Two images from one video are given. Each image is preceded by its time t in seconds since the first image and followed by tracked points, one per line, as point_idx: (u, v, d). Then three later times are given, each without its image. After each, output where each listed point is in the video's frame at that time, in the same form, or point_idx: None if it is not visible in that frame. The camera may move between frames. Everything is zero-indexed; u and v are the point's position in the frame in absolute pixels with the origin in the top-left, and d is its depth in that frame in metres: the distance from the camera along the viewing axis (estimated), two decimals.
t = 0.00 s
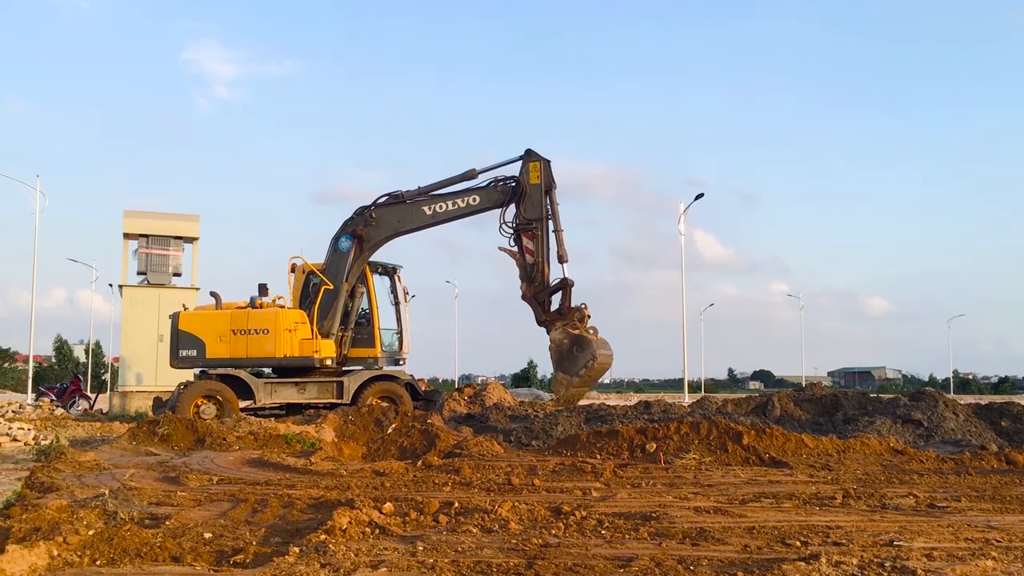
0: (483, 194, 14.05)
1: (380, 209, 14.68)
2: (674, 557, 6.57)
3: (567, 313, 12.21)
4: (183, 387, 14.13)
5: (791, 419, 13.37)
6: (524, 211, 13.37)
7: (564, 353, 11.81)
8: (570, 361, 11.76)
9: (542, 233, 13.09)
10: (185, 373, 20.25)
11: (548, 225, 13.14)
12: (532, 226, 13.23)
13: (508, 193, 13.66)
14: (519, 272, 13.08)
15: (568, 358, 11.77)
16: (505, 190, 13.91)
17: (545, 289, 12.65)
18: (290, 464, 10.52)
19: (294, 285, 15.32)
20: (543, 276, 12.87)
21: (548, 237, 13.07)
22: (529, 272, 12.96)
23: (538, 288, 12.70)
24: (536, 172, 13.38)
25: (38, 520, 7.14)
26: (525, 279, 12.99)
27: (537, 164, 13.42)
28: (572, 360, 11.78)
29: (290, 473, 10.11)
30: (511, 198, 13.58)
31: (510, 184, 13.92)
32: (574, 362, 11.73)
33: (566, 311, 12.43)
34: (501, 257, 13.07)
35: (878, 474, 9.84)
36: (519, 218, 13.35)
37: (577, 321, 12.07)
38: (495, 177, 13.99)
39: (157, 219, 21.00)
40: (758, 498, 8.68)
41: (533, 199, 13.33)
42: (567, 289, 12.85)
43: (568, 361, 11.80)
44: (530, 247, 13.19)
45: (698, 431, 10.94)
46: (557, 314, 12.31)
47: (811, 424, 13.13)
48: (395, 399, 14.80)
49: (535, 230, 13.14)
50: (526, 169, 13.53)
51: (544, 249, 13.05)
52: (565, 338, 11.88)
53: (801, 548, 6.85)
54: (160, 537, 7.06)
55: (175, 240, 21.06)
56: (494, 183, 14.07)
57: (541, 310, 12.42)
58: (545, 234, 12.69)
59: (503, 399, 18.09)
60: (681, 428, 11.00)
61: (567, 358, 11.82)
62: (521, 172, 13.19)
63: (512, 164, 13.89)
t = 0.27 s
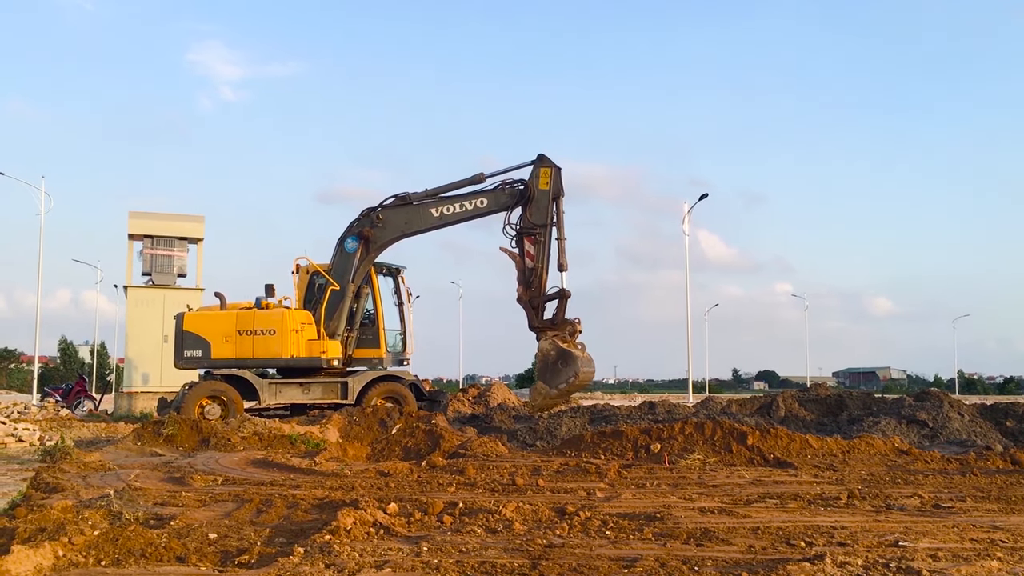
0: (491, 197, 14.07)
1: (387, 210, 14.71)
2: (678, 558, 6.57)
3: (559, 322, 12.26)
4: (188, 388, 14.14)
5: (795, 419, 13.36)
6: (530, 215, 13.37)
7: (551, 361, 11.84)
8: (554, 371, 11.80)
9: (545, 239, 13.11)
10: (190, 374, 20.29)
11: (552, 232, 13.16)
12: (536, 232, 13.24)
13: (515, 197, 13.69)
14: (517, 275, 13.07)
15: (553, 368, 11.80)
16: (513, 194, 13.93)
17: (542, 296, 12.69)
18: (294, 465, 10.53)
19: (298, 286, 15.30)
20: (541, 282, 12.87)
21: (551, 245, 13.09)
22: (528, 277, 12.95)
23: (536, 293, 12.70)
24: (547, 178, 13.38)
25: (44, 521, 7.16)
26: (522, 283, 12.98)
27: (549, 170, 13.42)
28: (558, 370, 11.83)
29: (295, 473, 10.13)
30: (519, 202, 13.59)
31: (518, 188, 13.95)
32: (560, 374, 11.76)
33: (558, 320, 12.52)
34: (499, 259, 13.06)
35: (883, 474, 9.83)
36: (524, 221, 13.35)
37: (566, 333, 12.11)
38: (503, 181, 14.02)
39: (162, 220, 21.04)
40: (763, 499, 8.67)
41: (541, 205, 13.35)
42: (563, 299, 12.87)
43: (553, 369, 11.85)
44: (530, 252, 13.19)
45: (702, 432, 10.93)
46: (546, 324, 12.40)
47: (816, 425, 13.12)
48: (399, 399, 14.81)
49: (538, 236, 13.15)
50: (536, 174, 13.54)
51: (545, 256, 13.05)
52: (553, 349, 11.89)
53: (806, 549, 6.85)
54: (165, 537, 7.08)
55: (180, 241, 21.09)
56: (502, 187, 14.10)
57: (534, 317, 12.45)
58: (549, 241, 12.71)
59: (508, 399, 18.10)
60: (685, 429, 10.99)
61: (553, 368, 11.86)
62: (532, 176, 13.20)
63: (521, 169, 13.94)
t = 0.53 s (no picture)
0: (498, 201, 14.17)
1: (393, 212, 14.74)
2: (681, 558, 6.56)
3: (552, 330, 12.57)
4: (190, 387, 14.15)
5: (798, 419, 13.35)
6: (535, 220, 13.45)
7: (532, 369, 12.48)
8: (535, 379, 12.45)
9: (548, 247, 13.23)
10: (193, 373, 20.31)
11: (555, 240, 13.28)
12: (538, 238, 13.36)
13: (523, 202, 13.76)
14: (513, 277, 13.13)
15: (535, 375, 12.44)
16: (521, 199, 14.02)
17: (536, 302, 12.83)
18: (297, 464, 10.53)
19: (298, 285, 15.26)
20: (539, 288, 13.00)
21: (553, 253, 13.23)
22: (526, 282, 13.07)
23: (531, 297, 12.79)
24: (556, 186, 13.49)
25: (46, 520, 7.16)
26: (520, 287, 13.09)
27: (559, 178, 13.50)
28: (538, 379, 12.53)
29: (297, 473, 10.13)
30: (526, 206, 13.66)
31: (526, 194, 14.03)
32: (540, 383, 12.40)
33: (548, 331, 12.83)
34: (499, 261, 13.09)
35: (886, 475, 9.82)
36: (529, 225, 13.43)
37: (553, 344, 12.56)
38: (511, 186, 14.14)
39: (165, 219, 21.05)
40: (766, 499, 8.66)
41: (546, 212, 13.46)
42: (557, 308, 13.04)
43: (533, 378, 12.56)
44: (531, 257, 13.29)
45: (705, 432, 10.93)
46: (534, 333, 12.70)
47: (818, 425, 13.12)
48: (402, 399, 14.81)
49: (541, 242, 13.24)
50: (547, 180, 13.63)
51: (545, 263, 13.18)
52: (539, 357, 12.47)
53: (808, 549, 6.84)
54: (168, 536, 7.08)
55: (183, 240, 21.11)
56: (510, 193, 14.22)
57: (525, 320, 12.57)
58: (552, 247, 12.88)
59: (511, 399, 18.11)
60: (688, 429, 10.98)
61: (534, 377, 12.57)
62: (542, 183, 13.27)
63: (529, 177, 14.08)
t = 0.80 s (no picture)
0: (507, 209, 14.49)
1: (401, 214, 14.85)
2: (682, 558, 6.56)
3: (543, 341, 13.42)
4: (192, 386, 14.16)
5: (799, 419, 13.35)
6: (542, 230, 14.05)
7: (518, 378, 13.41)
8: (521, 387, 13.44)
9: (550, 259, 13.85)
10: (194, 372, 20.32)
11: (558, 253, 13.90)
12: (543, 249, 13.99)
13: (533, 211, 14.21)
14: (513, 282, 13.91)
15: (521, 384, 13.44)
16: (531, 209, 14.39)
17: (532, 309, 13.66)
18: (298, 463, 10.54)
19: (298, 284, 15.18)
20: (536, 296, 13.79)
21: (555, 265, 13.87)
22: (525, 289, 13.87)
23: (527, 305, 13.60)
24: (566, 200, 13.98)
25: (48, 518, 7.17)
26: (519, 293, 13.92)
27: (572, 192, 13.95)
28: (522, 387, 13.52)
29: (299, 472, 10.14)
30: (536, 216, 14.17)
31: (535, 204, 14.44)
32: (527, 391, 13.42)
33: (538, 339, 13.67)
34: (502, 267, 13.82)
35: (887, 475, 9.82)
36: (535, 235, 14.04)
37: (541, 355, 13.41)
38: (521, 195, 14.48)
39: (167, 218, 21.07)
40: (767, 499, 8.66)
41: (554, 224, 14.02)
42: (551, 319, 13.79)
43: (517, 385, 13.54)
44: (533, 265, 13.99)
45: (706, 432, 10.94)
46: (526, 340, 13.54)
47: (819, 425, 13.12)
48: (403, 398, 14.82)
49: (544, 253, 13.90)
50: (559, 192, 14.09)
51: (546, 273, 13.89)
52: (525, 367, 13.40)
53: (810, 549, 6.84)
54: (170, 535, 7.09)
55: (185, 239, 21.12)
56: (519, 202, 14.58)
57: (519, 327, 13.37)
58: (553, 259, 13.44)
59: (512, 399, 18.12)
60: (689, 429, 10.99)
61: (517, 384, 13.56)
62: (554, 196, 13.75)
63: (541, 190, 14.56)
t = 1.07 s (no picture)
0: (520, 221, 14.48)
1: (412, 219, 14.84)
2: (684, 557, 6.56)
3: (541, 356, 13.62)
4: (194, 385, 14.17)
5: (802, 418, 13.32)
6: (553, 244, 14.01)
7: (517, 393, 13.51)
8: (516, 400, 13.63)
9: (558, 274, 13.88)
10: (197, 371, 20.34)
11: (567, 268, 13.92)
12: (552, 263, 14.00)
13: (545, 224, 14.20)
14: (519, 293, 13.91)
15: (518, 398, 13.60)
16: (544, 222, 14.40)
17: (536, 322, 13.70)
18: (301, 462, 10.54)
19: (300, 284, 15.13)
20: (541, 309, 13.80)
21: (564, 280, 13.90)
22: (531, 301, 13.83)
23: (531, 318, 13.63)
24: (580, 217, 13.96)
25: (51, 516, 7.18)
26: (524, 304, 13.86)
27: (587, 210, 13.98)
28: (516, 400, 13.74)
29: (301, 470, 10.14)
30: (548, 230, 14.15)
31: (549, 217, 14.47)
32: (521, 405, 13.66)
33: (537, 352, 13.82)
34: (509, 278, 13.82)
35: (890, 474, 9.80)
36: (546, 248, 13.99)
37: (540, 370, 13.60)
38: (535, 208, 14.47)
39: (170, 216, 21.08)
40: (769, 498, 8.65)
41: (565, 238, 14.01)
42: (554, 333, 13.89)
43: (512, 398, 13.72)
44: (541, 278, 13.94)
45: (708, 431, 10.93)
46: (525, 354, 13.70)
47: (823, 424, 13.09)
48: (406, 396, 14.81)
49: (553, 268, 13.91)
50: (574, 208, 14.10)
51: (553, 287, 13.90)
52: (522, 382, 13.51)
53: (812, 548, 6.84)
54: (172, 533, 7.09)
55: (188, 238, 21.14)
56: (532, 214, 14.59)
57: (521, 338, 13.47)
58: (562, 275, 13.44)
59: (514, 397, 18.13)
60: (692, 428, 10.98)
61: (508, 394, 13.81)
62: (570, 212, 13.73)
63: (556, 203, 14.58)
